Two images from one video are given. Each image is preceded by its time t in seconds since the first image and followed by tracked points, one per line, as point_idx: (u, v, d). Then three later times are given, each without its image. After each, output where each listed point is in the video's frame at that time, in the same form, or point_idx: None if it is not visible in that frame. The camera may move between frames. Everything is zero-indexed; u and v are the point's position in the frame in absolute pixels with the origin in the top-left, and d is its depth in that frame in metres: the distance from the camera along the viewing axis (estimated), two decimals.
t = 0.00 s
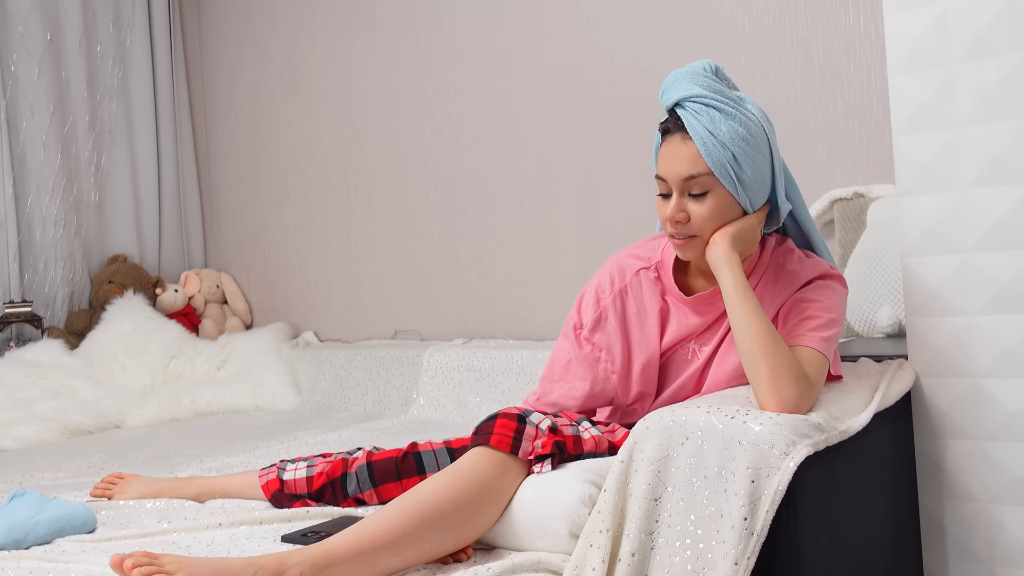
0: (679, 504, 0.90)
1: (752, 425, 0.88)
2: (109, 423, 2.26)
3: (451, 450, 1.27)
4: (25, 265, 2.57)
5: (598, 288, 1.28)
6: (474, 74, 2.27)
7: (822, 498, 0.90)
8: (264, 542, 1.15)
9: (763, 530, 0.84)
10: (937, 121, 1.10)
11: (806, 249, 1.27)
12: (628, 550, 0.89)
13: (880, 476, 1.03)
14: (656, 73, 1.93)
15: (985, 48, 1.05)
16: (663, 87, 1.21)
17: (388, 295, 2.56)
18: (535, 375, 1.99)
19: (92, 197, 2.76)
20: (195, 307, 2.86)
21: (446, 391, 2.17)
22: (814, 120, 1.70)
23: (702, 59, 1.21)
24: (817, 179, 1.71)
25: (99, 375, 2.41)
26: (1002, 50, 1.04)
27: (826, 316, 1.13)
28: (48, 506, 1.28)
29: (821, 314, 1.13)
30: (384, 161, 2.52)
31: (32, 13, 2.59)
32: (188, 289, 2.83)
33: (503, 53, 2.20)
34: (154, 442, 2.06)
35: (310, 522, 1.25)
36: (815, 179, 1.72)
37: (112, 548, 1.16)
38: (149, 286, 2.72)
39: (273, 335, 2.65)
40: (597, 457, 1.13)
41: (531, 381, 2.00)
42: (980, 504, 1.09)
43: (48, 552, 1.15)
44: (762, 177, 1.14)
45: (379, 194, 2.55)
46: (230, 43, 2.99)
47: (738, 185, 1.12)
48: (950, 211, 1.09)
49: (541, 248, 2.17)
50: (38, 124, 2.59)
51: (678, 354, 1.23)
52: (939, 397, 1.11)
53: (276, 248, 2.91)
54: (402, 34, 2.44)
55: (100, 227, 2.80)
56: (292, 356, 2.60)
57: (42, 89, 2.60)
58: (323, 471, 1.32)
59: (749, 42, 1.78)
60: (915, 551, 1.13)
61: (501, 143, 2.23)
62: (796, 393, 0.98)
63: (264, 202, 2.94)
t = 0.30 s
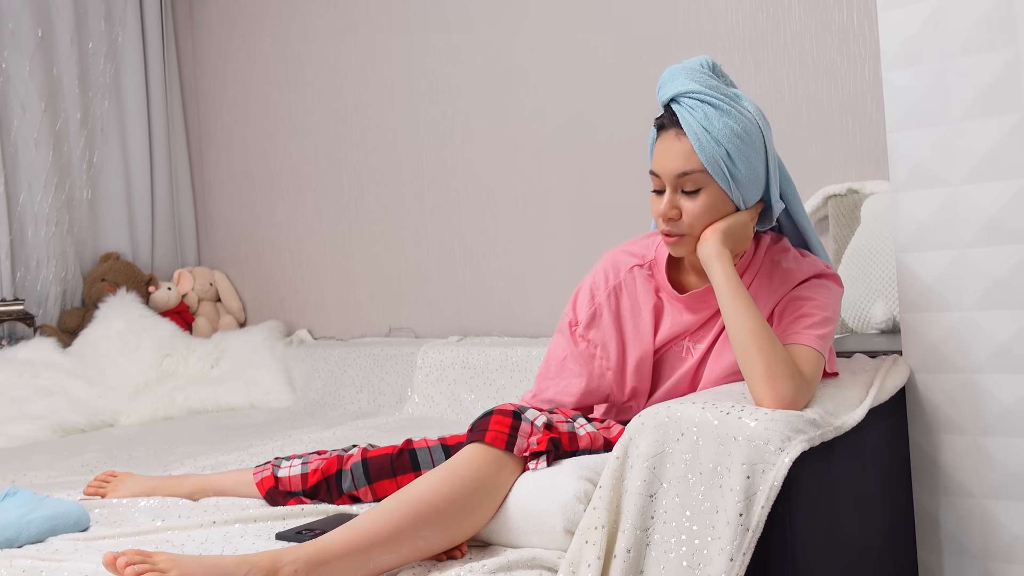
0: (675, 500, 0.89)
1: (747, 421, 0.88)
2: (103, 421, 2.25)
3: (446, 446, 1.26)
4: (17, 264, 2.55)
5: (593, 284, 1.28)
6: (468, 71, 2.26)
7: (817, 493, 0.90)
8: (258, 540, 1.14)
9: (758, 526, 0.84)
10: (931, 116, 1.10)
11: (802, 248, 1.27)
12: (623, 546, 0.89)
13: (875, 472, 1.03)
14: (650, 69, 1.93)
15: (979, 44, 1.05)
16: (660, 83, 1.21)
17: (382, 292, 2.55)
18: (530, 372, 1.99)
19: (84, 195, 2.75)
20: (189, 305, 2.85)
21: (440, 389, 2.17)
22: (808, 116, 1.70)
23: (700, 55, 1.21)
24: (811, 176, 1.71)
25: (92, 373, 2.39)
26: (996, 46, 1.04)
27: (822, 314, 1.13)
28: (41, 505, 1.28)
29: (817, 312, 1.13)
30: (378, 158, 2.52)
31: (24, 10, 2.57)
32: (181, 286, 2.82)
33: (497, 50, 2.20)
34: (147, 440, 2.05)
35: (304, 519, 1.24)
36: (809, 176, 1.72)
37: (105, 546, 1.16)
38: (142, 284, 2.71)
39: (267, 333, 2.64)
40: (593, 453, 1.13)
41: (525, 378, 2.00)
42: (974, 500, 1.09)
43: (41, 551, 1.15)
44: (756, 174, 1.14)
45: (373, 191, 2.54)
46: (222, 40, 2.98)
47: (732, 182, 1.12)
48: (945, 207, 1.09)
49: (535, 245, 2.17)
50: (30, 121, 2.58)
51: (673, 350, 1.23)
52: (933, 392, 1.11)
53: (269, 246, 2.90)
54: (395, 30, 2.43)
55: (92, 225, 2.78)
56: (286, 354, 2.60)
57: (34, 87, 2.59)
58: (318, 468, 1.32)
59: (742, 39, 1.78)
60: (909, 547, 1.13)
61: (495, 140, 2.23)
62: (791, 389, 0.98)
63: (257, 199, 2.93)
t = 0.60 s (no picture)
0: (672, 498, 0.90)
1: (744, 419, 0.89)
2: (101, 420, 2.25)
3: (444, 445, 1.27)
4: (15, 263, 2.56)
5: (588, 294, 1.29)
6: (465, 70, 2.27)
7: (814, 490, 0.90)
8: (257, 538, 1.15)
9: (755, 523, 0.84)
10: (927, 115, 1.10)
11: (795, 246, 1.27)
12: (621, 543, 0.89)
13: (871, 469, 1.04)
14: (648, 68, 1.93)
15: (974, 43, 1.06)
16: (655, 83, 1.21)
17: (381, 291, 2.56)
18: (528, 370, 1.99)
19: (82, 194, 2.75)
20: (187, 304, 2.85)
21: (439, 387, 2.17)
22: (805, 114, 1.71)
23: (695, 56, 1.21)
24: (808, 174, 1.72)
25: (91, 372, 2.40)
26: (991, 45, 1.05)
27: (816, 310, 1.13)
28: (40, 504, 1.28)
29: (810, 308, 1.14)
30: (376, 156, 2.52)
31: (21, 9, 2.57)
32: (180, 285, 2.82)
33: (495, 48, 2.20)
34: (145, 439, 2.05)
35: (303, 517, 1.24)
36: (806, 174, 1.72)
37: (105, 544, 1.16)
38: (140, 282, 2.71)
39: (265, 332, 2.65)
40: (590, 451, 1.13)
41: (524, 376, 2.00)
42: (970, 496, 1.10)
43: (40, 549, 1.15)
44: (752, 175, 1.15)
45: (371, 190, 2.55)
46: (220, 38, 2.97)
47: (728, 183, 1.12)
48: (940, 205, 1.10)
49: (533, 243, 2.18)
50: (27, 121, 2.58)
51: (670, 352, 1.23)
52: (930, 389, 1.12)
53: (268, 244, 2.90)
54: (393, 29, 2.43)
55: (90, 224, 2.78)
56: (284, 352, 2.60)
57: (31, 86, 2.59)
58: (316, 466, 1.32)
59: (740, 38, 1.78)
60: (906, 543, 1.14)
61: (492, 138, 2.23)
62: (789, 387, 0.99)
63: (255, 198, 2.93)
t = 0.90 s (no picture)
0: (675, 495, 0.90)
1: (746, 416, 0.89)
2: (103, 419, 2.25)
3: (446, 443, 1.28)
4: (16, 262, 2.56)
5: (585, 292, 1.29)
6: (466, 68, 2.26)
7: (817, 488, 0.90)
8: (260, 536, 1.15)
9: (758, 520, 0.84)
10: (928, 112, 1.10)
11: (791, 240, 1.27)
12: (624, 541, 0.89)
13: (874, 466, 1.04)
14: (649, 65, 1.93)
15: (977, 39, 1.06)
16: (643, 85, 1.21)
17: (382, 289, 2.56)
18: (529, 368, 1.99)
19: (83, 193, 2.75)
20: (189, 302, 2.86)
21: (440, 385, 2.17)
22: (806, 112, 1.71)
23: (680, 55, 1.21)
24: (810, 172, 1.72)
25: (92, 371, 2.40)
26: (993, 41, 1.05)
27: (815, 304, 1.13)
28: (43, 502, 1.28)
29: (809, 303, 1.14)
30: (377, 155, 2.52)
31: (22, 7, 2.57)
32: (181, 284, 2.82)
33: (495, 46, 2.20)
34: (147, 437, 2.06)
35: (306, 516, 1.25)
36: (808, 171, 1.72)
37: (108, 543, 1.17)
38: (141, 281, 2.71)
39: (267, 330, 2.65)
40: (593, 449, 1.14)
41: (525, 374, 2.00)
42: (972, 494, 1.10)
43: (43, 547, 1.15)
44: (746, 172, 1.15)
45: (372, 188, 2.55)
46: (221, 37, 2.97)
47: (723, 182, 1.12)
48: (942, 201, 1.09)
49: (535, 242, 2.17)
50: (29, 120, 2.58)
51: (671, 352, 1.23)
52: (932, 386, 1.12)
53: (269, 243, 2.90)
54: (393, 27, 2.43)
55: (91, 222, 2.78)
56: (286, 351, 2.60)
57: (32, 85, 2.59)
58: (319, 465, 1.33)
59: (741, 35, 1.78)
60: (908, 541, 1.14)
61: (494, 136, 2.23)
62: (792, 384, 0.98)
63: (256, 197, 2.93)
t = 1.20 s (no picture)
0: (680, 493, 0.90)
1: (750, 413, 0.88)
2: (107, 418, 2.25)
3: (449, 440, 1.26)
4: (19, 261, 2.56)
5: (586, 281, 1.27)
6: (468, 66, 2.26)
7: (821, 485, 0.90)
8: (265, 534, 1.15)
9: (762, 517, 0.85)
10: (932, 109, 1.10)
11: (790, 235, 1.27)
12: (629, 538, 0.89)
13: (878, 462, 1.04)
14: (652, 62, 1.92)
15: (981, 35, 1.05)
16: (641, 82, 1.20)
17: (384, 287, 2.56)
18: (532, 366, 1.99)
19: (86, 192, 2.75)
20: (191, 301, 2.86)
21: (443, 384, 2.17)
22: (809, 109, 1.70)
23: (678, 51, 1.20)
24: (813, 169, 1.72)
25: (96, 370, 2.40)
26: (998, 37, 1.04)
27: (816, 300, 1.14)
28: (46, 501, 1.28)
29: (810, 299, 1.14)
30: (379, 153, 2.52)
31: (24, 7, 2.57)
32: (184, 283, 2.82)
33: (498, 44, 2.20)
34: (151, 436, 2.06)
35: (310, 514, 1.25)
36: (811, 169, 1.72)
37: (112, 541, 1.17)
38: (144, 280, 2.71)
39: (270, 329, 2.65)
40: (597, 446, 1.14)
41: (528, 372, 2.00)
42: (977, 491, 1.09)
43: (47, 546, 1.16)
44: (745, 169, 1.14)
45: (374, 187, 2.55)
46: (223, 36, 2.97)
47: (724, 180, 1.12)
48: (946, 198, 1.09)
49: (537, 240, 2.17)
50: (31, 119, 2.58)
51: (671, 352, 1.23)
52: (937, 384, 1.12)
53: (271, 242, 2.90)
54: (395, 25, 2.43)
55: (94, 222, 2.79)
56: (288, 349, 2.60)
57: (34, 84, 2.59)
58: (322, 463, 1.32)
59: (743, 32, 1.78)
60: (912, 538, 1.14)
61: (496, 135, 2.23)
62: (796, 381, 0.98)
63: (259, 195, 2.93)
